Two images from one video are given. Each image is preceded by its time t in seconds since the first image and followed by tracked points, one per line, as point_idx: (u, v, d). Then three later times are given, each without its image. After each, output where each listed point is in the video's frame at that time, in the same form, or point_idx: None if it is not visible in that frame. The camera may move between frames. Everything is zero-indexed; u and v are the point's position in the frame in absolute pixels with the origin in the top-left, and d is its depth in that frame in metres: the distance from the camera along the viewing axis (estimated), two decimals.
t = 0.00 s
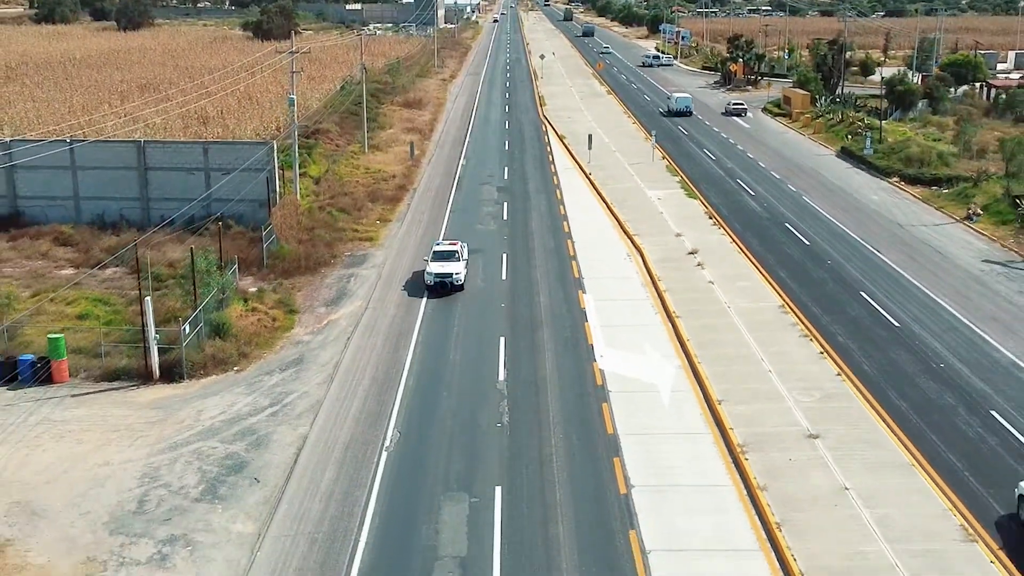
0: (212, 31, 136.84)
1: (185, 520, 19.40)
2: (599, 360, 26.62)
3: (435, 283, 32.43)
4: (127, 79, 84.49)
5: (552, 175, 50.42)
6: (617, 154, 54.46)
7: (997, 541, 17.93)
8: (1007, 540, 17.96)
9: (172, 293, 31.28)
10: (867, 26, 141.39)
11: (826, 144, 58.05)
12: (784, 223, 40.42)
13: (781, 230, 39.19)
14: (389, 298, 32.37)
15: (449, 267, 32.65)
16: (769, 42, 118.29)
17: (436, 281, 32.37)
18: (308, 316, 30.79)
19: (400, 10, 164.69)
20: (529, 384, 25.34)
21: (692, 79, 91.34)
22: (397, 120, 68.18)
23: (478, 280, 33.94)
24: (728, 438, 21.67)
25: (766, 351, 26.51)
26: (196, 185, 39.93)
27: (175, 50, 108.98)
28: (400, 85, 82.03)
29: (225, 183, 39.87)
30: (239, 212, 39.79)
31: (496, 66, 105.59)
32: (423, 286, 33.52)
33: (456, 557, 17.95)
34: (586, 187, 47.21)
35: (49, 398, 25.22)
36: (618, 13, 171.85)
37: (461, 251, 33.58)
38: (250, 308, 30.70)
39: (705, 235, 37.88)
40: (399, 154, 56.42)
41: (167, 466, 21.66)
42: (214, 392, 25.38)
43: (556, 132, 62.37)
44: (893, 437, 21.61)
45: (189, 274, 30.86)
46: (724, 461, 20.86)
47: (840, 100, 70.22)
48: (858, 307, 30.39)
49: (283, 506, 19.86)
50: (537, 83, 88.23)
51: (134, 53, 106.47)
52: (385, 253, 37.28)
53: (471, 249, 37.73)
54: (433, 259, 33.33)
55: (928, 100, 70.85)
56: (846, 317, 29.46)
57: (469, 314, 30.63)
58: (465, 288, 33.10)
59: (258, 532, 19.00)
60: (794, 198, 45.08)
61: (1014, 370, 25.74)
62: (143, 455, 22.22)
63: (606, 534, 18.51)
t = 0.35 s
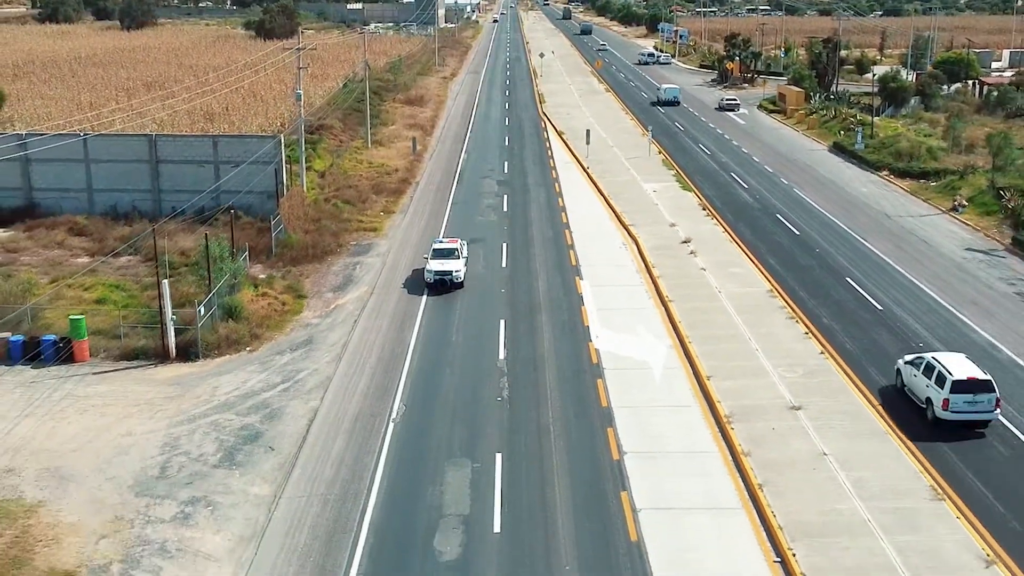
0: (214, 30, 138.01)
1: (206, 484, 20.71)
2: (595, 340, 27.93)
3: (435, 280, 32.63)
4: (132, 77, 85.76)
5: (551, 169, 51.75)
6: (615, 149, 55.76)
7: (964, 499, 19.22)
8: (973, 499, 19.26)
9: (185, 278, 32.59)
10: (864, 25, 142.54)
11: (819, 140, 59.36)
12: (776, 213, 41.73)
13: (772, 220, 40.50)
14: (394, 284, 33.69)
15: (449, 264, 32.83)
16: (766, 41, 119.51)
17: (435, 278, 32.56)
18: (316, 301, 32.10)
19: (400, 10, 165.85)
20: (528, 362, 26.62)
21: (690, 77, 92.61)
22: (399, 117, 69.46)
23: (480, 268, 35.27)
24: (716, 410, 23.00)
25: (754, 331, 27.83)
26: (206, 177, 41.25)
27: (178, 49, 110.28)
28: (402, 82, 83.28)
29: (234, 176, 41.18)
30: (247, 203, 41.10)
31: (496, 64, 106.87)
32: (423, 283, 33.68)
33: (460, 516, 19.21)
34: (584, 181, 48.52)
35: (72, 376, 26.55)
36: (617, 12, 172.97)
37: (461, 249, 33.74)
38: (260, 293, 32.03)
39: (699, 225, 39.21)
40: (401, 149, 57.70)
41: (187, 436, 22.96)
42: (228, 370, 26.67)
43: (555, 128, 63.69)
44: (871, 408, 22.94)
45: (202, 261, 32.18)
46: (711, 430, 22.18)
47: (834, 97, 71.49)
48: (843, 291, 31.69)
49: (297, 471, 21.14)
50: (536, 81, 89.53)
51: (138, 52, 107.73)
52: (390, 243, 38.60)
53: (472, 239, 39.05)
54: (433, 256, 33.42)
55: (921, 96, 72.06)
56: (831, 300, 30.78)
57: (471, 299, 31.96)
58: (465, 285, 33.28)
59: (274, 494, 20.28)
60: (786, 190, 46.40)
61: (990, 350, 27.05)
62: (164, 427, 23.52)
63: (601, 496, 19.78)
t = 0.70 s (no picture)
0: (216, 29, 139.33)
1: (224, 448, 22.10)
2: (590, 320, 29.33)
3: (434, 278, 32.72)
4: (138, 74, 87.10)
5: (550, 162, 53.18)
6: (612, 144, 57.13)
7: (932, 460, 20.56)
8: (941, 460, 20.60)
9: (198, 262, 33.97)
10: (861, 24, 143.60)
11: (812, 135, 60.71)
12: (767, 204, 43.08)
13: (764, 210, 41.86)
14: (398, 270, 35.08)
15: (448, 261, 32.93)
16: (763, 40, 120.72)
17: (435, 275, 32.65)
18: (324, 285, 33.47)
19: (401, 9, 166.97)
20: (527, 340, 28.04)
21: (687, 74, 93.90)
22: (401, 113, 70.81)
23: (481, 255, 36.65)
24: (703, 382, 24.38)
25: (741, 311, 29.21)
26: (216, 168, 42.64)
27: (182, 47, 111.58)
28: (403, 80, 84.56)
29: (243, 167, 42.53)
30: (255, 194, 42.48)
31: (496, 63, 108.21)
32: (423, 280, 33.79)
33: (462, 476, 20.58)
34: (582, 173, 49.89)
35: (93, 353, 27.97)
36: (617, 12, 174.23)
37: (460, 246, 33.85)
38: (270, 277, 33.43)
39: (692, 215, 40.58)
40: (403, 144, 59.04)
41: (204, 406, 24.34)
42: (241, 348, 28.05)
43: (554, 124, 65.08)
44: (850, 380, 24.31)
45: (214, 247, 33.58)
46: (698, 399, 23.58)
47: (828, 93, 72.82)
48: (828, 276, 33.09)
49: (308, 437, 22.51)
50: (536, 79, 90.85)
51: (142, 50, 109.00)
52: (393, 231, 39.99)
53: (473, 228, 40.39)
54: (432, 253, 33.48)
55: (913, 93, 73.33)
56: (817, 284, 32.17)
57: (471, 282, 33.39)
58: (464, 282, 33.39)
59: (289, 456, 21.67)
60: (777, 182, 47.78)
61: (964, 328, 28.40)
62: (183, 398, 24.91)
63: (593, 458, 21.15)
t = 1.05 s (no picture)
0: (218, 28, 140.58)
1: (239, 421, 23.36)
2: (586, 304, 30.56)
3: (433, 276, 32.64)
4: (143, 71, 88.33)
5: (548, 157, 54.43)
6: (609, 139, 58.40)
7: (907, 430, 21.79)
8: (914, 430, 21.87)
9: (208, 251, 35.21)
10: (859, 23, 144.60)
11: (805, 130, 61.95)
12: (759, 196, 44.34)
13: (755, 202, 43.13)
14: (401, 258, 36.34)
15: (447, 259, 32.87)
16: (761, 39, 121.86)
17: (434, 274, 32.57)
18: (330, 272, 34.71)
19: (402, 8, 168.11)
20: (525, 323, 29.29)
21: (684, 72, 95.11)
22: (403, 110, 72.05)
23: (481, 244, 37.91)
24: (693, 360, 25.60)
25: (731, 296, 30.45)
26: (223, 162, 43.87)
27: (185, 46, 112.79)
28: (405, 77, 85.77)
29: (249, 160, 43.75)
30: (261, 186, 43.71)
31: (496, 61, 109.40)
32: (422, 279, 33.72)
33: (463, 445, 21.81)
34: (580, 167, 51.09)
35: (110, 335, 29.24)
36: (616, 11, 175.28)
37: (459, 244, 33.81)
38: (278, 265, 34.67)
39: (686, 207, 41.87)
40: (405, 139, 60.28)
41: (218, 383, 25.58)
42: (252, 330, 29.30)
43: (553, 120, 66.33)
44: (832, 358, 25.58)
45: (224, 235, 34.82)
46: (688, 375, 24.83)
47: (822, 90, 74.04)
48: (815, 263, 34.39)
49: (318, 411, 23.75)
50: (535, 77, 92.06)
51: (146, 48, 110.26)
52: (396, 222, 41.27)
53: (474, 219, 41.66)
54: (431, 252, 33.43)
55: (906, 90, 74.57)
56: (804, 270, 33.47)
57: (472, 269, 34.67)
58: (463, 280, 33.31)
59: (300, 428, 22.93)
60: (770, 176, 49.05)
61: (944, 311, 29.67)
62: (197, 375, 26.17)
63: (588, 429, 22.37)
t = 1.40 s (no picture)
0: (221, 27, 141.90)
1: (253, 394, 24.73)
2: (582, 288, 31.93)
3: (432, 276, 32.56)
4: (147, 69, 89.67)
5: (547, 151, 55.78)
6: (606, 134, 59.73)
7: (882, 401, 23.17)
8: (890, 401, 23.23)
9: (218, 239, 36.56)
10: (855, 23, 145.86)
11: (798, 126, 63.33)
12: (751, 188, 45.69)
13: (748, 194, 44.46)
14: (404, 247, 37.70)
15: (445, 259, 32.80)
16: (758, 37, 123.15)
17: (433, 273, 32.50)
18: (336, 260, 36.08)
19: (402, 7, 169.36)
20: (524, 306, 30.64)
21: (681, 70, 96.43)
22: (404, 107, 73.40)
23: (482, 233, 39.26)
24: (682, 338, 26.98)
25: (720, 281, 31.82)
26: (231, 155, 45.22)
27: (189, 44, 114.19)
28: (406, 75, 87.09)
29: (257, 153, 45.11)
30: (268, 179, 45.05)
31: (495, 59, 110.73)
32: (422, 278, 33.63)
33: (464, 416, 23.18)
34: (577, 161, 52.47)
35: (127, 317, 30.58)
36: (615, 10, 176.53)
37: (457, 243, 33.76)
38: (286, 253, 36.03)
39: (680, 198, 43.23)
40: (406, 134, 61.61)
41: (232, 361, 26.94)
42: (263, 313, 30.66)
43: (551, 116, 67.66)
44: (814, 337, 26.97)
45: (234, 224, 36.20)
46: (677, 353, 26.19)
47: (816, 87, 75.42)
48: (803, 250, 35.76)
49: (327, 385, 25.13)
50: (534, 74, 93.32)
51: (150, 46, 111.58)
52: (399, 213, 42.62)
53: (475, 210, 43.00)
54: (429, 252, 33.43)
55: (898, 87, 76.00)
56: (792, 257, 34.84)
57: (472, 256, 36.03)
58: (462, 279, 33.23)
59: (311, 400, 24.31)
60: (762, 169, 50.40)
61: (924, 294, 31.04)
62: (212, 354, 27.52)
63: (582, 401, 23.71)
